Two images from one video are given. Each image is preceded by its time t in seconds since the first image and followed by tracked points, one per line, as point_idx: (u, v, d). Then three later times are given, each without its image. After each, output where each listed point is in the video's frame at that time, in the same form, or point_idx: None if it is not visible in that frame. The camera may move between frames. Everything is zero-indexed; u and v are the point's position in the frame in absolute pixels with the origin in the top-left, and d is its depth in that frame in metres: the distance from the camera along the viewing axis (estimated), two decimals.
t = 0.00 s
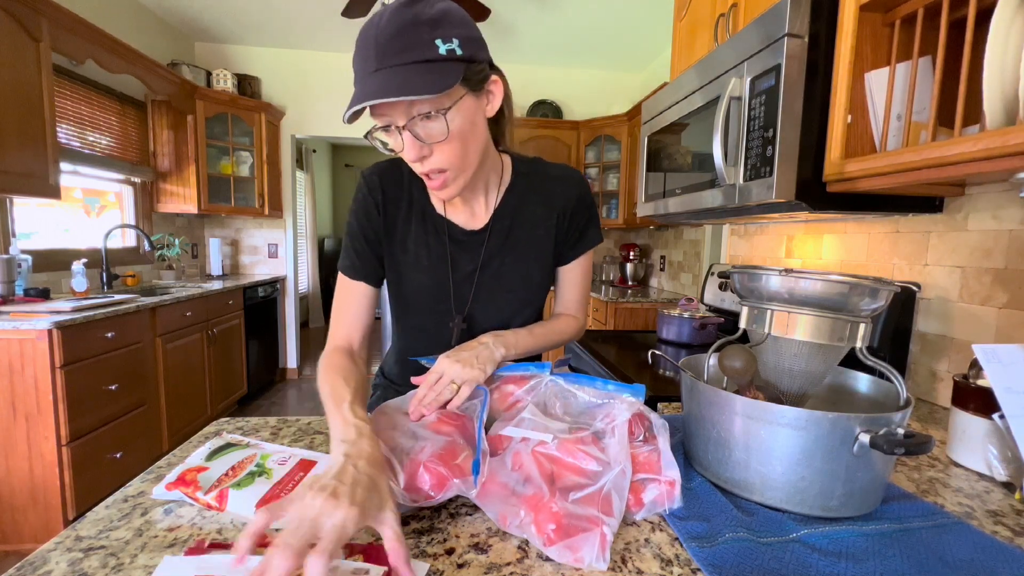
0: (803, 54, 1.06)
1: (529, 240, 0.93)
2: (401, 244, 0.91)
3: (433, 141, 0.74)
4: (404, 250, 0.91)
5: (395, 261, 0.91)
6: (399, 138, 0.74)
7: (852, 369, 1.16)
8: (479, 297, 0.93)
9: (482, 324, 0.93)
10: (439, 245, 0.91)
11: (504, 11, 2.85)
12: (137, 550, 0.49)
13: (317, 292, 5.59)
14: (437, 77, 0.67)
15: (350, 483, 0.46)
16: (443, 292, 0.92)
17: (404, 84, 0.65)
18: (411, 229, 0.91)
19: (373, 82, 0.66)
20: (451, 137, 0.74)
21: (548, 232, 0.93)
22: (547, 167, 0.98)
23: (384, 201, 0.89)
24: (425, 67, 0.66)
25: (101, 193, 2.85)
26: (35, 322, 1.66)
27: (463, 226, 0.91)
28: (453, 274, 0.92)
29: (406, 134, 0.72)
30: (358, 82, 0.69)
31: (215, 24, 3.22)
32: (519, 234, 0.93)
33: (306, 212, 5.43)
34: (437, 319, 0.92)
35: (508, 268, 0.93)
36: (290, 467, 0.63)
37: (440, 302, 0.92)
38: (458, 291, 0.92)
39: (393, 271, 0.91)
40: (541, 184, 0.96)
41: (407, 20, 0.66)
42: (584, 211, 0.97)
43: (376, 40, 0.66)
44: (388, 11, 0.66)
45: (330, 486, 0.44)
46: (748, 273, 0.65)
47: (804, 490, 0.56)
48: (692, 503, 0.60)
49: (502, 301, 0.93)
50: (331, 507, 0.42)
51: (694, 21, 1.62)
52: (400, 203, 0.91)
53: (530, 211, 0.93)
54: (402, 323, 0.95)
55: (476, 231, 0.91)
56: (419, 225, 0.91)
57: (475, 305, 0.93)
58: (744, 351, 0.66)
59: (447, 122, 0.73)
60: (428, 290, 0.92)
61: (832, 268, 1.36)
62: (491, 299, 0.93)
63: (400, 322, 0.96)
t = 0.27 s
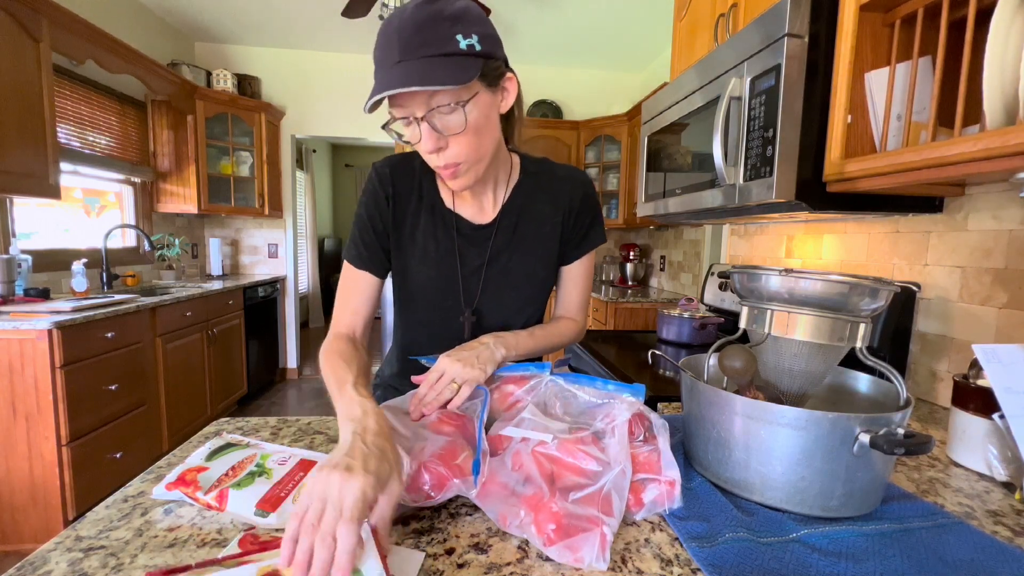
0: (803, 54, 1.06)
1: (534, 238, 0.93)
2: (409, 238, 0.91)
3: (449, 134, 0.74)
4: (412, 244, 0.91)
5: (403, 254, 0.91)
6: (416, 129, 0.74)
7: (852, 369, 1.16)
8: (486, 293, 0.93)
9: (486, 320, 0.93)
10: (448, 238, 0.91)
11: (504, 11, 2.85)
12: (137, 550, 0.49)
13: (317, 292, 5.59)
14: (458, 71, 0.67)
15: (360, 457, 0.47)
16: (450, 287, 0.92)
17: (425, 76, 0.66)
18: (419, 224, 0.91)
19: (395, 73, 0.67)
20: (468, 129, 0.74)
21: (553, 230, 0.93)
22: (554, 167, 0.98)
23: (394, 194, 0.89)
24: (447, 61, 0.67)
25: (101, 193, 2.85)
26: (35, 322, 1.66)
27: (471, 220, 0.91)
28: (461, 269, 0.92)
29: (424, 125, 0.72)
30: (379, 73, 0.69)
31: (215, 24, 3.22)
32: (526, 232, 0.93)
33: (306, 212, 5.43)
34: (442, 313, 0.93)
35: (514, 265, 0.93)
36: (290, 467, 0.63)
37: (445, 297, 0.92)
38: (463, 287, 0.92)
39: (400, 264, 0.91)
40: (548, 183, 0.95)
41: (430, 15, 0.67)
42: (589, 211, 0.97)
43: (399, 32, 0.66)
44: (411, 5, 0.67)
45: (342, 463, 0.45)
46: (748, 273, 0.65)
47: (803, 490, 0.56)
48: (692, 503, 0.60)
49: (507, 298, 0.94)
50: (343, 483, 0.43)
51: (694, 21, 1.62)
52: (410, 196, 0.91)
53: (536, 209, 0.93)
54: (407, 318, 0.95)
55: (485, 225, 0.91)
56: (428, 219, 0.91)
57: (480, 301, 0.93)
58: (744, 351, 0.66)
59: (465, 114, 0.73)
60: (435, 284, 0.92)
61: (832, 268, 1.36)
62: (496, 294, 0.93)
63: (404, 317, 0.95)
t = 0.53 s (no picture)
0: (803, 54, 1.06)
1: (534, 231, 0.93)
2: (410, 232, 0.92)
3: (460, 116, 0.74)
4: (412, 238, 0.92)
5: (404, 248, 0.93)
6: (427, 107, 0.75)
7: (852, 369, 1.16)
8: (487, 285, 0.94)
9: (488, 311, 0.94)
10: (447, 231, 0.92)
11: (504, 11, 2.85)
12: (137, 550, 0.49)
13: (317, 292, 5.60)
14: (475, 58, 0.70)
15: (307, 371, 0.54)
16: (450, 278, 0.92)
17: (444, 58, 0.68)
18: (419, 218, 0.92)
19: (417, 52, 0.69)
20: (479, 115, 0.75)
21: (552, 223, 0.93)
22: (554, 165, 0.98)
23: (396, 189, 0.92)
24: (466, 47, 0.69)
25: (101, 193, 2.85)
26: (35, 322, 1.66)
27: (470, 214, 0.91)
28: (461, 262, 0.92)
29: (436, 105, 0.73)
30: (401, 52, 0.71)
31: (215, 24, 3.22)
32: (526, 225, 0.93)
33: (306, 212, 5.43)
34: (444, 305, 0.93)
35: (514, 257, 0.93)
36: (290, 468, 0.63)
37: (446, 289, 0.93)
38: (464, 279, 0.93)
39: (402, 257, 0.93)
40: (547, 181, 0.95)
41: (454, 5, 0.70)
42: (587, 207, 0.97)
43: (423, 16, 0.69)
44: None
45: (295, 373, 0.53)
46: (748, 273, 0.65)
47: (803, 490, 0.56)
48: (692, 502, 0.60)
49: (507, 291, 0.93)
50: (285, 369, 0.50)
51: (694, 21, 1.62)
52: (411, 191, 0.93)
53: (536, 202, 0.93)
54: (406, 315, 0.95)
55: (484, 215, 0.92)
56: (428, 212, 0.92)
57: (481, 293, 0.94)
58: (744, 351, 0.66)
59: (478, 99, 0.74)
60: (435, 277, 0.92)
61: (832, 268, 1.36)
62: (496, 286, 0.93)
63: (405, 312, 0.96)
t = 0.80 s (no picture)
0: (803, 54, 1.06)
1: (520, 223, 0.92)
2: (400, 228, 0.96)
3: (462, 108, 0.74)
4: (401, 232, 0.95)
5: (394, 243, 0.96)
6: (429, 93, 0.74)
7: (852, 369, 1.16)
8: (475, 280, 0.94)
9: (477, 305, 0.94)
10: (434, 224, 0.93)
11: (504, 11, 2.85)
12: (137, 550, 0.49)
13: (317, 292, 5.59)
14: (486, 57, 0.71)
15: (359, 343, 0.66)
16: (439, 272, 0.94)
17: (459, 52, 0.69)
18: (407, 212, 0.95)
19: (429, 42, 0.69)
20: (480, 110, 0.75)
21: (538, 215, 0.92)
22: (542, 161, 0.98)
23: (384, 187, 0.96)
24: (476, 45, 0.70)
25: (101, 193, 2.85)
26: (35, 322, 1.66)
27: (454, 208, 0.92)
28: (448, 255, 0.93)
29: (440, 95, 0.73)
30: (410, 37, 0.71)
31: (215, 23, 3.22)
32: (513, 217, 0.92)
33: (306, 212, 5.43)
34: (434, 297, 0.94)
35: (501, 248, 0.92)
36: (290, 467, 0.63)
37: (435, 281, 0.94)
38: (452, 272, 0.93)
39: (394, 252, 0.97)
40: (536, 175, 0.95)
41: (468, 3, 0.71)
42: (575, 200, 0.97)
43: (441, 7, 0.69)
44: None
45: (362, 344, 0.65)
46: (748, 273, 0.65)
47: (803, 490, 0.56)
48: (692, 503, 0.60)
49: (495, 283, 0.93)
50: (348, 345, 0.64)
51: (694, 21, 1.62)
52: (399, 188, 0.96)
53: (522, 195, 0.93)
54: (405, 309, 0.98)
55: (470, 209, 0.92)
56: (414, 209, 0.94)
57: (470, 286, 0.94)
58: (744, 352, 0.66)
59: (481, 95, 0.74)
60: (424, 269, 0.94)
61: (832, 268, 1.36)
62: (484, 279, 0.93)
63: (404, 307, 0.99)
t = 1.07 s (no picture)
0: (803, 53, 1.06)
1: (510, 221, 0.93)
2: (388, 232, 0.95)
3: (467, 115, 0.75)
4: (390, 237, 0.94)
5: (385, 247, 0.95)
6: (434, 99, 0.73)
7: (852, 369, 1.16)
8: (468, 278, 0.93)
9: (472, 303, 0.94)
10: (424, 226, 0.92)
11: (504, 11, 2.85)
12: (137, 550, 0.49)
13: (317, 292, 5.60)
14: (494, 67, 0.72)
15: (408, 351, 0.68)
16: (430, 273, 0.93)
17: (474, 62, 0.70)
18: (396, 216, 0.93)
19: (445, 49, 0.69)
20: (482, 118, 0.76)
21: (527, 212, 0.93)
22: (528, 156, 0.98)
23: (371, 195, 0.95)
24: (486, 55, 0.71)
25: (101, 193, 2.84)
26: (35, 322, 1.66)
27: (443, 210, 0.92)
28: (439, 256, 0.92)
29: (448, 101, 0.72)
30: (421, 41, 0.69)
31: (215, 23, 3.22)
32: (502, 215, 0.93)
33: (306, 212, 5.43)
34: (429, 298, 0.94)
35: (492, 247, 0.93)
36: (290, 467, 0.63)
37: (429, 282, 0.93)
38: (445, 272, 0.93)
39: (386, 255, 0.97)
40: (523, 169, 0.95)
41: (475, 11, 0.72)
42: (563, 194, 0.96)
43: (454, 14, 0.69)
44: None
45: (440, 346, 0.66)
46: (748, 273, 0.65)
47: (803, 490, 0.57)
48: (692, 503, 0.60)
49: (486, 279, 0.93)
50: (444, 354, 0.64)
51: (694, 21, 1.62)
52: (386, 193, 0.94)
53: (510, 194, 0.93)
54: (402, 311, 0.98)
55: (458, 209, 0.92)
56: (403, 212, 0.93)
57: (463, 285, 0.93)
58: (744, 351, 0.66)
59: (486, 103, 0.75)
60: (416, 272, 0.93)
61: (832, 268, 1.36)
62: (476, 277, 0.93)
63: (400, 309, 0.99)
